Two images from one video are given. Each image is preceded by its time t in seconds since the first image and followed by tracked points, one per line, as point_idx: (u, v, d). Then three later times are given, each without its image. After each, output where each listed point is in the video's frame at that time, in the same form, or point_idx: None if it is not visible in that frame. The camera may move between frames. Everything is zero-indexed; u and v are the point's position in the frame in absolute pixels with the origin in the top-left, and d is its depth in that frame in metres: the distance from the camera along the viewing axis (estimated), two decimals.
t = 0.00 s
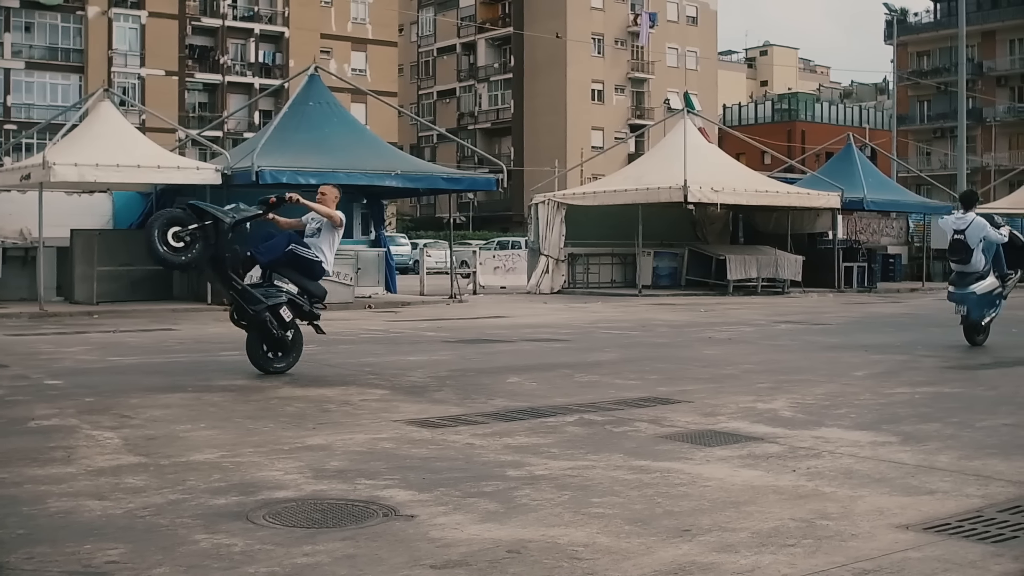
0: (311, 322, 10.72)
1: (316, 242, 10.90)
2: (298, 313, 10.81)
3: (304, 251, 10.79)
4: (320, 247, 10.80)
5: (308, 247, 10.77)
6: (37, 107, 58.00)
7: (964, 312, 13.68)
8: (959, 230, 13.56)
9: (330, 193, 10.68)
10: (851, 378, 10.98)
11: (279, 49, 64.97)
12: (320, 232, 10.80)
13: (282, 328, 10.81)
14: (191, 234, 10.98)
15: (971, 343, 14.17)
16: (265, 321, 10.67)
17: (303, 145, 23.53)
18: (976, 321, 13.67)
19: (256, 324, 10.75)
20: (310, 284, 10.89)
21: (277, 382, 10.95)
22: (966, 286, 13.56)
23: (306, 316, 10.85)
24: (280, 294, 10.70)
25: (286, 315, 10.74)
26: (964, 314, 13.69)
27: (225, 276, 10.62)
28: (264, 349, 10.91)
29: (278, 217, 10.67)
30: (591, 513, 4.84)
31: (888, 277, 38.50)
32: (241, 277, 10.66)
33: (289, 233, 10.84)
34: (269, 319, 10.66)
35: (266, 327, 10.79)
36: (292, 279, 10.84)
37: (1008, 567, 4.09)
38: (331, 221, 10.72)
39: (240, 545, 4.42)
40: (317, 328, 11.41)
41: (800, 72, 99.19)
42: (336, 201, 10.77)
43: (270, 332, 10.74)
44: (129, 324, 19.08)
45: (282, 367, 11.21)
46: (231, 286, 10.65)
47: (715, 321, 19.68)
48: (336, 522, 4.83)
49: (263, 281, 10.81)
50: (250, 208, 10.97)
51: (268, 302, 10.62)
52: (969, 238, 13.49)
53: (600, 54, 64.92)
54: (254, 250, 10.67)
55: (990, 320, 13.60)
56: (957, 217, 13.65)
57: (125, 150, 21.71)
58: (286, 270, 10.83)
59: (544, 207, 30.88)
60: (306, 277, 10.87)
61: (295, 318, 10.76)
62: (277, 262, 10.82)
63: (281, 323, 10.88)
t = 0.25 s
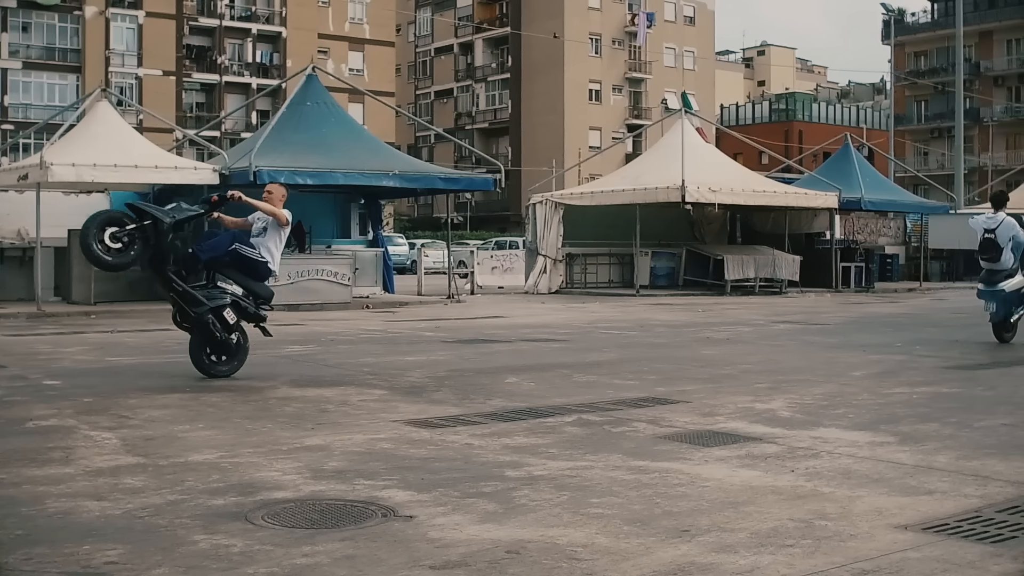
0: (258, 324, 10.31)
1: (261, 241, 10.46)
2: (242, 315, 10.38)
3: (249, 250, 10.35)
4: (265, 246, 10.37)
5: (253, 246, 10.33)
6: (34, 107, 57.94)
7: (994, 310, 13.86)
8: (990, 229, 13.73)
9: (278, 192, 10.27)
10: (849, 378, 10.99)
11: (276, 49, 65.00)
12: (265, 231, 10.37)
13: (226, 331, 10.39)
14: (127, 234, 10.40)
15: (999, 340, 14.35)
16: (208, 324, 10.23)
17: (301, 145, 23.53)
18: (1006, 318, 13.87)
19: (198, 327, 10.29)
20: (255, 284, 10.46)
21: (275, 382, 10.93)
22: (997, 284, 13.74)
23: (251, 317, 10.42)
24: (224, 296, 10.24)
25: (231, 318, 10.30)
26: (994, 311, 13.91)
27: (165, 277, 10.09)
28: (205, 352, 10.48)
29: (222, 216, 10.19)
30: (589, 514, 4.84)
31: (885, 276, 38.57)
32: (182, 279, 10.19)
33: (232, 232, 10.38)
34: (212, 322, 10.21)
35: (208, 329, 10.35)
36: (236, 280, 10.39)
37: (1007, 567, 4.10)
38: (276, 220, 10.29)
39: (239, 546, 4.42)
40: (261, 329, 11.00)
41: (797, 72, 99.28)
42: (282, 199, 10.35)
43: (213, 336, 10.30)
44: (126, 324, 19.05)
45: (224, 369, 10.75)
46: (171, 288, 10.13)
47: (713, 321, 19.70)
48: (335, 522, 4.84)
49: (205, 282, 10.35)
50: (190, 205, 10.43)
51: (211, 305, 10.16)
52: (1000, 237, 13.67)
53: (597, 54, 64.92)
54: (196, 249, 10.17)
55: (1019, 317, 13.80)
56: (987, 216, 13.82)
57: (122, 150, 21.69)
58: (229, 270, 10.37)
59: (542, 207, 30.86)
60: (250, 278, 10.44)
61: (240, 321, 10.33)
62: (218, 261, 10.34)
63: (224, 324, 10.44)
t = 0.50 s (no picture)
0: (202, 326, 10.04)
1: (202, 242, 10.22)
2: (184, 316, 10.09)
3: (190, 250, 10.09)
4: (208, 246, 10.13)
5: (196, 246, 10.09)
6: (31, 107, 57.94)
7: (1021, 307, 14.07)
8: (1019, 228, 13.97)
9: (222, 190, 10.09)
10: (847, 378, 11.01)
11: (274, 49, 65.02)
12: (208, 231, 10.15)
13: (166, 334, 10.07)
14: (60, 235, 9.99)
15: None
16: (148, 327, 9.90)
17: (298, 146, 23.51)
18: None
19: (137, 330, 9.95)
20: (197, 286, 10.19)
21: (274, 383, 10.92)
22: None
23: (193, 319, 10.14)
24: (165, 297, 9.94)
25: (172, 319, 10.00)
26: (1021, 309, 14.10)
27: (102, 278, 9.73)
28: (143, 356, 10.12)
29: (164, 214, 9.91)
30: (588, 514, 4.84)
31: (883, 276, 38.63)
32: (120, 280, 9.86)
33: (172, 231, 10.10)
34: (153, 325, 9.89)
35: (148, 332, 10.02)
36: (178, 281, 10.10)
37: (1006, 568, 4.11)
38: (220, 219, 10.10)
39: (239, 547, 4.42)
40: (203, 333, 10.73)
41: (795, 72, 99.34)
42: (226, 197, 10.19)
43: (153, 338, 9.97)
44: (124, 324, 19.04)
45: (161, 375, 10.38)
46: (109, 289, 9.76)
47: (711, 322, 19.73)
48: (333, 524, 4.84)
49: (144, 283, 10.04)
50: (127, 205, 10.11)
51: (151, 306, 9.85)
52: None
53: (595, 54, 64.96)
54: (134, 249, 9.84)
55: None
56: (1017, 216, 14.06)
57: (120, 150, 21.69)
58: (169, 272, 10.08)
59: (540, 207, 30.87)
60: (192, 279, 10.17)
61: (181, 323, 10.02)
62: (157, 262, 10.03)
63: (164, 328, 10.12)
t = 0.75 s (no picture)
0: (131, 327, 9.81)
1: (131, 242, 10.04)
2: (112, 318, 9.87)
3: (119, 251, 9.90)
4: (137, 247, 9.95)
5: (125, 246, 9.90)
6: (29, 107, 57.95)
7: None
8: None
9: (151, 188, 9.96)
10: (846, 378, 11.02)
11: (272, 49, 65.07)
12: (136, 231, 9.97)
13: (94, 336, 9.83)
14: None
15: None
16: (74, 328, 9.67)
17: (296, 146, 23.51)
18: None
19: (62, 332, 9.71)
20: (126, 287, 9.99)
21: (273, 384, 10.92)
22: None
23: (121, 321, 9.92)
24: (92, 298, 9.72)
25: (100, 321, 9.77)
26: None
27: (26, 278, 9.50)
28: (69, 359, 9.87)
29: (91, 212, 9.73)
30: (587, 515, 4.85)
31: (882, 276, 38.66)
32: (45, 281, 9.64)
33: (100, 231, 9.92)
34: (78, 326, 9.66)
35: (74, 335, 9.78)
36: (107, 282, 9.89)
37: (1005, 568, 4.11)
38: (150, 218, 9.97)
39: (238, 547, 4.43)
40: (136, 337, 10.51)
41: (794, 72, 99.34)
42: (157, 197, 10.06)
43: (79, 341, 9.74)
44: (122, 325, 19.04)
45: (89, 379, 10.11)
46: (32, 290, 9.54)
47: (711, 322, 19.73)
48: (333, 524, 4.84)
49: (71, 284, 9.85)
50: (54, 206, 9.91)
51: (76, 307, 9.63)
52: None
53: (593, 54, 64.99)
54: (59, 248, 9.63)
55: None
56: None
57: (118, 149, 21.71)
58: (97, 272, 9.87)
59: (538, 208, 30.89)
60: (120, 280, 9.97)
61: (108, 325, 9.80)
62: (84, 262, 9.81)
63: (92, 330, 9.89)
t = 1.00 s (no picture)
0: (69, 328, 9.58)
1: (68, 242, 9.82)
2: (48, 320, 9.63)
3: (54, 251, 9.66)
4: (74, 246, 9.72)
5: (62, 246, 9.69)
6: (28, 107, 57.88)
7: None
8: None
9: (90, 187, 9.76)
10: (844, 379, 11.03)
11: (271, 49, 65.07)
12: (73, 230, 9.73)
13: (29, 339, 9.58)
14: None
15: None
16: (7, 331, 9.41)
17: (295, 146, 23.51)
18: None
19: None
20: (62, 288, 9.76)
21: (271, 385, 10.91)
22: None
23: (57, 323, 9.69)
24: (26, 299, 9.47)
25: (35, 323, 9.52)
26: None
27: None
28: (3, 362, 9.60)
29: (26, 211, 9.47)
30: (587, 515, 4.85)
31: (880, 276, 38.69)
32: None
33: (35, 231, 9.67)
34: (11, 329, 9.41)
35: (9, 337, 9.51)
36: (43, 283, 9.65)
37: (1005, 568, 4.11)
38: (88, 217, 9.76)
39: (237, 548, 4.43)
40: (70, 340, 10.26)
41: (792, 72, 99.34)
42: (96, 195, 9.87)
43: (13, 344, 9.47)
44: (121, 325, 19.03)
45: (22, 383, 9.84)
46: None
47: (709, 322, 19.74)
48: (332, 524, 4.84)
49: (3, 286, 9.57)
50: None
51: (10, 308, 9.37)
52: None
53: (592, 54, 65.03)
54: None
55: None
56: None
57: (117, 150, 21.70)
58: (31, 273, 9.61)
59: (537, 207, 30.91)
60: (57, 281, 9.73)
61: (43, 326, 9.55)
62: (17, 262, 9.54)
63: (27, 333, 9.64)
